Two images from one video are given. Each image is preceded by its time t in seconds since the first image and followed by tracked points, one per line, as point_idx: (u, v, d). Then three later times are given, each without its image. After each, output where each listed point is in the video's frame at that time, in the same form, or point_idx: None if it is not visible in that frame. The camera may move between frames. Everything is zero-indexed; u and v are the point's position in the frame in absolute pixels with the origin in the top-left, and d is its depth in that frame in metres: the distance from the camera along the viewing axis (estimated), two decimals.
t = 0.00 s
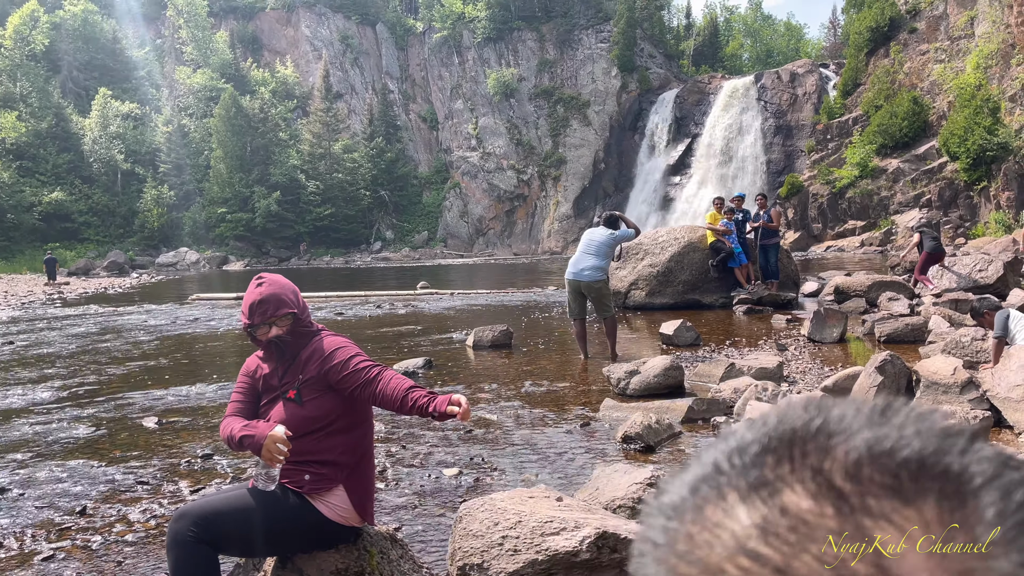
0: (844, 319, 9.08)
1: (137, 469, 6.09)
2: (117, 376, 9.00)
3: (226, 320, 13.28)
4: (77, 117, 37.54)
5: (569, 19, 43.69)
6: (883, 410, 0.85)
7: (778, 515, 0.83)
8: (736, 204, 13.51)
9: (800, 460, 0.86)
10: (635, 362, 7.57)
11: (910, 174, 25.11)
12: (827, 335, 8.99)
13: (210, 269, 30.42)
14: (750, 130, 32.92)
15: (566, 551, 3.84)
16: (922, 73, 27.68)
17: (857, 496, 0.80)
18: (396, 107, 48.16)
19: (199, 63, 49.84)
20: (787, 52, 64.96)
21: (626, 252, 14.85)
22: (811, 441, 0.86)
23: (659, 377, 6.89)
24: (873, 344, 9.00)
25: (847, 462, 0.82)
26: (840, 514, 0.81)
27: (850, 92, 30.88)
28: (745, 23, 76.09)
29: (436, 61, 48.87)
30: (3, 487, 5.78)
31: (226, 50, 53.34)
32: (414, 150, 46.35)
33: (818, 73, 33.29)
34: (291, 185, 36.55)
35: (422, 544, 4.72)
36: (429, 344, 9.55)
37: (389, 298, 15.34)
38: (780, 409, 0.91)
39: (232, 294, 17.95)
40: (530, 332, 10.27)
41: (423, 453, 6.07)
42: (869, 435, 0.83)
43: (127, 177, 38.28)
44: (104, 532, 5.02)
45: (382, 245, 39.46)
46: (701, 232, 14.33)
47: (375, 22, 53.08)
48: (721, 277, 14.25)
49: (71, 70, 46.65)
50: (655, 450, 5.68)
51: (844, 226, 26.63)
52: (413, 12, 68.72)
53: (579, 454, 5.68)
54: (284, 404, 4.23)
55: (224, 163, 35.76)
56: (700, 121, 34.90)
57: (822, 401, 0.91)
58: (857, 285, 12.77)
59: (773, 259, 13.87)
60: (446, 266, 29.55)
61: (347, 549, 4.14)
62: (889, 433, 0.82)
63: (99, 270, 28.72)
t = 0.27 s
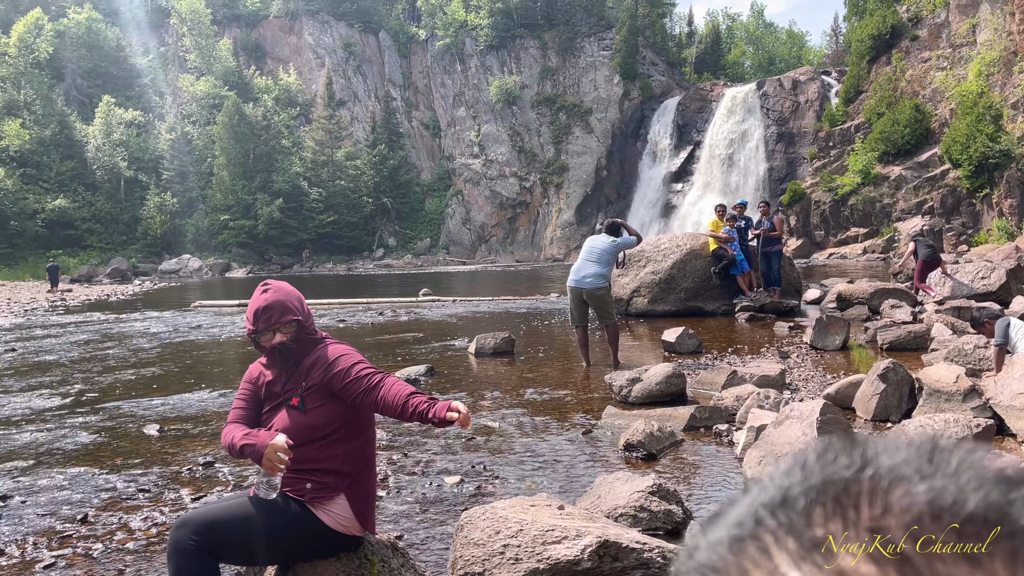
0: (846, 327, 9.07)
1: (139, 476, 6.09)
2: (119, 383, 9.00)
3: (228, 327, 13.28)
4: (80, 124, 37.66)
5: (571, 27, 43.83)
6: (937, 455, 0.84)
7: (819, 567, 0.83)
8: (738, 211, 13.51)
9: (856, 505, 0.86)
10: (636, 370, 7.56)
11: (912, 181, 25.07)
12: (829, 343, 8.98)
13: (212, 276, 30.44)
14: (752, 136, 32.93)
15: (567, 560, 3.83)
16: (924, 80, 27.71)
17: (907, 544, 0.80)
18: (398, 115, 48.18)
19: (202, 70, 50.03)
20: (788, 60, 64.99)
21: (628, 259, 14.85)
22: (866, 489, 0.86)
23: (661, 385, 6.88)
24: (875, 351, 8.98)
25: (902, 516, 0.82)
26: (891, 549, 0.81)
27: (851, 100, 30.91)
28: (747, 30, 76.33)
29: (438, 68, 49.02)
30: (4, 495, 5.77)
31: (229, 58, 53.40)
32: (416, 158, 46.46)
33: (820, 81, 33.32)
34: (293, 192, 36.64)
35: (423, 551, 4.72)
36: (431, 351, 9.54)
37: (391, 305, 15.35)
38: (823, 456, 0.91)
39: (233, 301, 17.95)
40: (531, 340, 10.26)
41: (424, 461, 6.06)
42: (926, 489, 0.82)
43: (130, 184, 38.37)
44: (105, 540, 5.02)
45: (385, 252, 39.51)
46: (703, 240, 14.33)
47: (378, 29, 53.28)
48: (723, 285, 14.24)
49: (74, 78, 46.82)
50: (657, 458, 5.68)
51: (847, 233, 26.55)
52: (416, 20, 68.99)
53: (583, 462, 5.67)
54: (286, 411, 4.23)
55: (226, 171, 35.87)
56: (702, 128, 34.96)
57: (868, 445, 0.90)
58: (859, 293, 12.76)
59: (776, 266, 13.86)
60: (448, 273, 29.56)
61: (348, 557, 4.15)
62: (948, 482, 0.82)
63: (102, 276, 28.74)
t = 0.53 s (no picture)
0: (854, 332, 9.02)
1: (147, 482, 6.12)
2: (128, 389, 9.05)
3: (235, 333, 13.33)
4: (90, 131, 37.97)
5: (578, 33, 43.90)
6: (826, 435, 0.97)
7: (724, 532, 0.92)
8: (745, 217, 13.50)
9: (749, 478, 0.95)
10: (642, 375, 7.54)
11: (920, 186, 24.95)
12: (837, 348, 8.95)
13: (220, 282, 30.55)
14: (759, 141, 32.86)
15: (574, 566, 3.83)
16: (932, 85, 27.60)
17: (802, 508, 0.91)
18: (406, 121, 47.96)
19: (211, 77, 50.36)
20: (795, 65, 64.93)
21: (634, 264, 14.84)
22: (763, 463, 0.97)
23: (667, 390, 6.87)
24: (883, 357, 8.94)
25: (793, 484, 0.93)
26: (779, 517, 0.92)
27: (859, 104, 30.85)
28: (754, 36, 76.32)
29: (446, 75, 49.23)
30: (13, 500, 5.81)
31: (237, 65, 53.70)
32: (423, 163, 46.61)
33: (827, 85, 33.27)
34: (301, 198, 36.83)
35: (430, 557, 4.71)
36: (438, 357, 9.54)
37: (398, 311, 15.38)
38: (733, 436, 1.02)
39: (241, 307, 18.03)
40: (537, 345, 10.28)
41: (430, 467, 6.06)
42: (816, 461, 0.94)
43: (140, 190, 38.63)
44: (112, 545, 5.05)
45: (392, 257, 39.61)
46: (710, 245, 14.32)
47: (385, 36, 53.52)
48: (730, 290, 14.21)
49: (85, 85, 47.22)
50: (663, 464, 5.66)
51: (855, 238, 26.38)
52: (423, 26, 69.37)
53: (589, 467, 5.68)
54: (293, 417, 4.25)
55: (235, 177, 36.09)
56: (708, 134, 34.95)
57: (773, 426, 1.02)
58: (868, 298, 12.72)
59: (783, 271, 13.82)
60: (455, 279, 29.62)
61: (354, 563, 4.15)
62: (833, 459, 0.94)
63: (111, 282, 28.88)
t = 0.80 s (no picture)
0: (868, 335, 8.96)
1: (160, 483, 6.16)
2: (143, 390, 9.11)
3: (248, 334, 13.38)
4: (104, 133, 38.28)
5: (589, 34, 43.81)
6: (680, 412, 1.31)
7: (611, 477, 1.24)
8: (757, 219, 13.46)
9: (630, 445, 1.27)
10: (654, 378, 7.52)
11: (934, 187, 24.76)
12: (850, 351, 8.90)
13: (233, 284, 30.72)
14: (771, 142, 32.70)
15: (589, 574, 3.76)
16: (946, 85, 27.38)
17: (663, 450, 1.23)
18: (417, 122, 48.61)
19: (224, 79, 50.62)
20: (808, 66, 64.63)
21: (645, 266, 14.81)
22: (640, 429, 1.29)
23: (679, 393, 6.82)
24: (898, 360, 8.87)
25: (656, 435, 1.26)
26: (645, 455, 1.23)
27: (872, 105, 30.65)
28: (767, 37, 75.97)
29: (457, 76, 49.29)
30: (29, 501, 5.86)
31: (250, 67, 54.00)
32: (434, 165, 46.71)
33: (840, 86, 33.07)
34: (313, 199, 36.97)
35: (443, 560, 4.73)
36: (449, 359, 9.55)
37: (410, 312, 15.41)
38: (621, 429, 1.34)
39: (254, 309, 18.10)
40: (548, 347, 10.28)
41: (443, 469, 6.08)
42: (674, 422, 1.27)
43: (153, 192, 38.88)
44: (127, 546, 5.10)
45: (403, 259, 39.66)
46: (722, 247, 14.27)
47: (396, 38, 53.66)
48: (742, 292, 14.15)
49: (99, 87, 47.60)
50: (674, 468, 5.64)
51: (868, 240, 26.30)
52: (435, 28, 69.43)
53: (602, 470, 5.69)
54: (306, 422, 4.27)
55: (247, 179, 36.27)
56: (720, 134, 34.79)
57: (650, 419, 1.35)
58: (882, 300, 12.64)
59: (796, 273, 13.75)
60: (467, 280, 29.61)
61: (367, 567, 4.19)
62: (682, 420, 1.28)
63: (125, 284, 29.05)
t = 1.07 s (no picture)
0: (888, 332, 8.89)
1: (182, 476, 6.23)
2: (164, 384, 9.20)
3: (267, 330, 13.49)
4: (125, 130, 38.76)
5: (606, 30, 43.66)
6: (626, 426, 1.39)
7: (570, 488, 1.30)
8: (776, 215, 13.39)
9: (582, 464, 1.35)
10: (672, 375, 7.52)
11: (955, 183, 24.47)
12: (870, 348, 8.84)
13: (252, 279, 30.95)
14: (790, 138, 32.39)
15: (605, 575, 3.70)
16: (968, 80, 27.02)
17: (606, 453, 1.30)
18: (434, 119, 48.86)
19: (242, 76, 51.01)
20: (828, 59, 63.86)
21: (662, 263, 14.78)
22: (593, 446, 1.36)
23: (697, 390, 6.81)
24: (919, 357, 8.79)
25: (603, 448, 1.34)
26: (592, 462, 1.30)
27: (893, 100, 30.30)
28: (786, 32, 75.42)
29: (474, 72, 49.34)
30: (53, 493, 5.96)
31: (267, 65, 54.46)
32: (451, 161, 46.82)
33: (860, 81, 32.72)
34: (331, 195, 37.19)
35: (461, 554, 4.76)
36: (466, 355, 9.58)
37: (426, 308, 15.47)
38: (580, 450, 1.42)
39: (272, 304, 18.25)
40: (564, 343, 10.29)
41: (460, 464, 6.11)
42: (617, 433, 1.35)
43: (173, 188, 39.31)
44: (149, 538, 5.17)
45: (420, 255, 39.81)
46: (740, 243, 14.20)
47: (413, 34, 53.77)
48: (761, 289, 14.07)
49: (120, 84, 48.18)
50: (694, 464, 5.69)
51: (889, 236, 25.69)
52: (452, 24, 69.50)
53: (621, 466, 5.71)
54: (326, 417, 4.29)
55: (265, 175, 36.55)
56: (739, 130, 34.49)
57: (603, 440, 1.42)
58: (902, 297, 12.54)
59: (815, 269, 13.65)
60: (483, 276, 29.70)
61: (387, 561, 4.21)
62: (628, 430, 1.36)
63: (145, 279, 29.38)
